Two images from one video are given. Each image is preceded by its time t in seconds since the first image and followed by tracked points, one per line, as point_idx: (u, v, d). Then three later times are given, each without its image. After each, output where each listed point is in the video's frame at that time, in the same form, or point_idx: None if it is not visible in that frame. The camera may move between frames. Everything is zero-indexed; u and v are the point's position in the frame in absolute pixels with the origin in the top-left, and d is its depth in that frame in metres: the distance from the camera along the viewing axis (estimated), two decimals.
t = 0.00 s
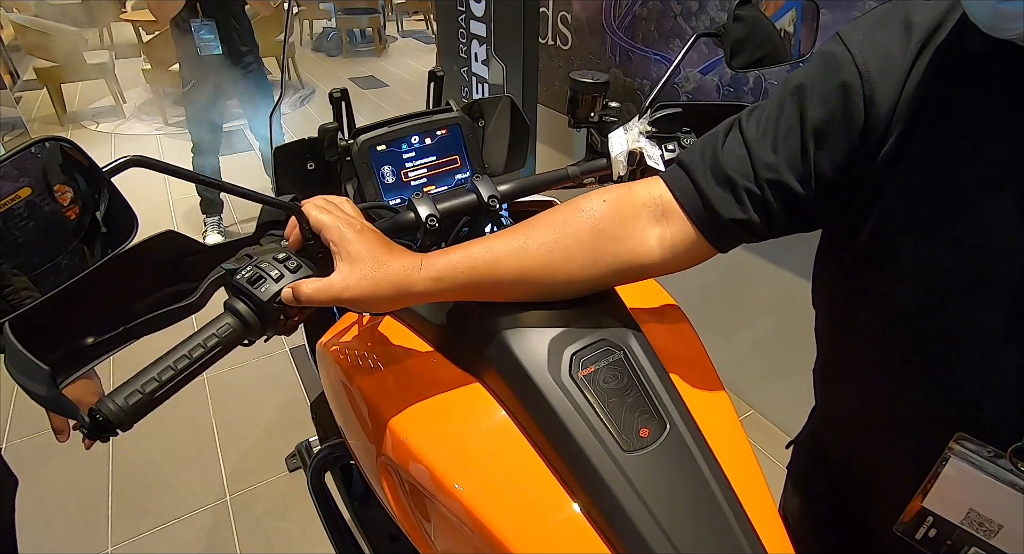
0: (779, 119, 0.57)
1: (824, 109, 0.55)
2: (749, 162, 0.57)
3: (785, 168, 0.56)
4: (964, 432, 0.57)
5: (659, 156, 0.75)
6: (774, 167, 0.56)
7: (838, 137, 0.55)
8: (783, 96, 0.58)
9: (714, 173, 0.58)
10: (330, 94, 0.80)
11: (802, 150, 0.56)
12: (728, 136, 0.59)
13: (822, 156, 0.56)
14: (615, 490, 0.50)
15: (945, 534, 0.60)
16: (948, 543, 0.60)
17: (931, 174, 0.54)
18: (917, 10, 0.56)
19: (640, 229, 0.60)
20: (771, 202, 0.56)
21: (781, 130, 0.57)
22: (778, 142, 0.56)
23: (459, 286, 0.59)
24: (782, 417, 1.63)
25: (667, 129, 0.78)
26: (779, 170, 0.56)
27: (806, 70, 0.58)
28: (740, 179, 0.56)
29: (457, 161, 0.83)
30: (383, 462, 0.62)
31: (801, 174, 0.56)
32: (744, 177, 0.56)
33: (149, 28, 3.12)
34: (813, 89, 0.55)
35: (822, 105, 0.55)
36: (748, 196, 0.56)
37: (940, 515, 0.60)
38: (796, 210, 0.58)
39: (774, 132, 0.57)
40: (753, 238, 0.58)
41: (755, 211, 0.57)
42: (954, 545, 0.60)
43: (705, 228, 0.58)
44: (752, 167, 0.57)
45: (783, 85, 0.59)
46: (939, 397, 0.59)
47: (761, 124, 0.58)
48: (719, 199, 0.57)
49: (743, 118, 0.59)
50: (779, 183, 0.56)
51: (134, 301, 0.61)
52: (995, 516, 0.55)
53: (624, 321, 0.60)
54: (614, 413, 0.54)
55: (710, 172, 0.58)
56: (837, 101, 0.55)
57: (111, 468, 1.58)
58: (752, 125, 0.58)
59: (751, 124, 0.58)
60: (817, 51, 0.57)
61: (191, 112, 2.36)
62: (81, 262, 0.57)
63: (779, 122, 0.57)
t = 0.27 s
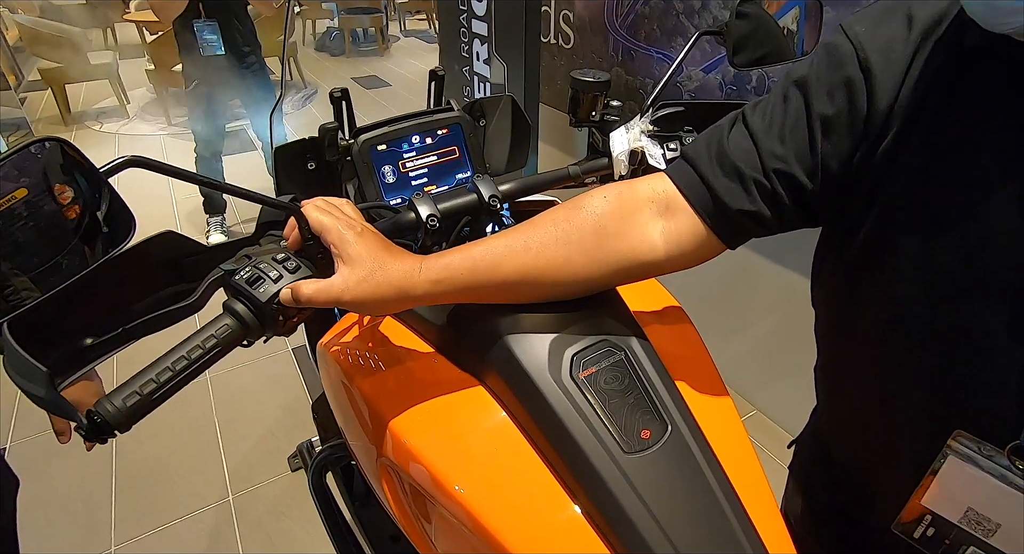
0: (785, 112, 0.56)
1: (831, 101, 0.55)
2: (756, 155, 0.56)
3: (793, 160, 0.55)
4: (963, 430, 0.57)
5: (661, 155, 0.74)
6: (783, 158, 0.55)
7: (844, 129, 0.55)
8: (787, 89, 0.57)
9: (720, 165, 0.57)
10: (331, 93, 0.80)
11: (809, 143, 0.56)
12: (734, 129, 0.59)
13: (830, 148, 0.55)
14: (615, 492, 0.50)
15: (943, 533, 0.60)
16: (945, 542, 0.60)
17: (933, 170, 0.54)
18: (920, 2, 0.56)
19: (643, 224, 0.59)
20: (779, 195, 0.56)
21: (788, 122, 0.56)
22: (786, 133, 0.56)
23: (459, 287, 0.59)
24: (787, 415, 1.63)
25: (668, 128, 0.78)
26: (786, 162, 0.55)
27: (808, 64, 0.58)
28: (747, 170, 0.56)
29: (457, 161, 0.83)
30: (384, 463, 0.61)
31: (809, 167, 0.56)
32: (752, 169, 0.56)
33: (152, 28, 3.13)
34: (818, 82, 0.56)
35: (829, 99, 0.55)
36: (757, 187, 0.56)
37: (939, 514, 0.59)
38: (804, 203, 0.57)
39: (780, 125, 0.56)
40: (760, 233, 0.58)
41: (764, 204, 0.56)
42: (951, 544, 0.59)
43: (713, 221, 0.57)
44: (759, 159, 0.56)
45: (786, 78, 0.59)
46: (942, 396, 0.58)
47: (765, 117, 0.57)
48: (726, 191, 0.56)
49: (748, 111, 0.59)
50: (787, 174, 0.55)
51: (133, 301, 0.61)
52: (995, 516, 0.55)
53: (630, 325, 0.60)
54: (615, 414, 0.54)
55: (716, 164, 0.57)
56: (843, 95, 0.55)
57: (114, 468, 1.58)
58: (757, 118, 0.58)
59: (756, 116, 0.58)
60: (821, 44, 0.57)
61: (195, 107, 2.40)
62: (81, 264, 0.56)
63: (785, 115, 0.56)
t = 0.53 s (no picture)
0: (772, 121, 0.56)
1: (813, 107, 0.54)
2: (743, 163, 0.56)
3: (779, 166, 0.55)
4: (969, 429, 0.56)
5: (661, 154, 0.74)
6: (768, 164, 0.55)
7: (832, 133, 0.54)
8: (773, 98, 0.57)
9: (710, 174, 0.57)
10: (330, 92, 0.80)
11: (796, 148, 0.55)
12: (723, 142, 0.59)
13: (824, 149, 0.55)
14: (615, 492, 0.50)
15: (947, 533, 0.59)
16: (950, 542, 0.60)
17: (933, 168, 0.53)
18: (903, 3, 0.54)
19: (645, 228, 0.59)
20: (769, 200, 0.56)
21: (774, 130, 0.56)
22: (771, 140, 0.56)
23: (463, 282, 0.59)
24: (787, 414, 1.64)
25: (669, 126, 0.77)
26: (773, 169, 0.55)
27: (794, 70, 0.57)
28: (733, 179, 0.56)
29: (457, 161, 0.83)
30: (383, 463, 0.61)
31: (797, 171, 0.55)
32: (739, 178, 0.56)
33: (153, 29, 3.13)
34: (800, 90, 0.55)
35: (812, 105, 0.54)
36: (744, 195, 0.56)
37: (942, 514, 0.59)
38: (798, 206, 0.57)
39: (767, 133, 0.56)
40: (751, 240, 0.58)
41: (754, 209, 0.56)
42: (956, 544, 0.59)
43: (702, 227, 0.58)
44: (745, 168, 0.56)
45: (774, 87, 0.58)
46: (942, 395, 0.58)
47: (752, 126, 0.57)
48: (714, 199, 0.57)
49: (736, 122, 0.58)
50: (774, 181, 0.55)
51: (131, 302, 0.61)
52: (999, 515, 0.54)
53: (622, 318, 0.60)
54: (615, 414, 0.53)
55: (706, 174, 0.57)
56: (826, 100, 0.54)
57: (115, 468, 1.58)
58: (746, 126, 0.57)
59: (743, 125, 0.58)
60: (805, 52, 0.56)
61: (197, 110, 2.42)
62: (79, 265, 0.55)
63: (771, 124, 0.56)
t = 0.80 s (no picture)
0: (768, 119, 0.58)
1: (809, 105, 0.56)
2: (739, 163, 0.58)
3: (773, 164, 0.56)
4: (972, 424, 0.56)
5: (662, 151, 0.74)
6: (761, 163, 0.57)
7: (833, 131, 0.55)
8: (771, 97, 0.59)
9: (706, 174, 0.59)
10: (330, 91, 0.79)
11: (791, 147, 0.56)
12: (722, 143, 0.60)
13: (824, 146, 0.56)
14: (616, 490, 0.50)
15: (950, 530, 0.59)
16: (952, 538, 0.59)
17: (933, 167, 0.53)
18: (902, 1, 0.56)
19: (649, 220, 0.61)
20: (763, 200, 0.57)
21: (770, 129, 0.57)
22: (767, 139, 0.57)
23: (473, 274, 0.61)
24: (788, 413, 1.55)
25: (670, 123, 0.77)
26: (768, 168, 0.56)
27: (793, 71, 0.58)
28: (728, 179, 0.58)
29: (457, 158, 0.83)
30: (385, 462, 0.61)
31: (791, 169, 0.56)
32: (735, 178, 0.57)
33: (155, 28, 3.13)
34: (798, 88, 0.56)
35: (808, 103, 0.56)
36: (739, 195, 0.57)
37: (945, 510, 0.58)
38: (796, 205, 0.58)
39: (763, 132, 0.57)
40: (748, 241, 0.59)
41: (750, 209, 0.57)
42: (959, 540, 0.58)
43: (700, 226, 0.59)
44: (742, 168, 0.57)
45: (773, 87, 0.60)
46: (943, 393, 0.58)
47: (750, 127, 0.59)
48: (709, 200, 0.58)
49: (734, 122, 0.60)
50: (769, 179, 0.56)
51: (133, 302, 0.61)
52: (1002, 510, 0.53)
53: (632, 318, 0.59)
54: (617, 412, 0.53)
55: (703, 175, 0.59)
56: (822, 99, 0.55)
57: (118, 467, 1.59)
58: (743, 125, 0.59)
59: (742, 126, 0.59)
60: (803, 52, 0.58)
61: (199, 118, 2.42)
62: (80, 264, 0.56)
63: (767, 122, 0.58)
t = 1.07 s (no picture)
0: (773, 109, 0.57)
1: (815, 93, 0.55)
2: (746, 154, 0.57)
3: (781, 154, 0.56)
4: (981, 419, 0.55)
5: (662, 148, 0.74)
6: (769, 153, 0.56)
7: (840, 121, 0.55)
8: (776, 88, 0.59)
9: (711, 167, 0.59)
10: (330, 89, 0.79)
11: (798, 137, 0.56)
12: (725, 134, 0.60)
13: (829, 138, 0.55)
14: (618, 487, 0.50)
15: (960, 525, 0.58)
16: (962, 533, 0.59)
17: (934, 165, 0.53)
18: None
19: (646, 219, 0.61)
20: (770, 191, 0.56)
21: (775, 118, 0.57)
22: (772, 129, 0.57)
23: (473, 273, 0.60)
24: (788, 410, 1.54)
25: (670, 120, 0.77)
26: (776, 159, 0.56)
27: (799, 60, 0.58)
28: (735, 170, 0.57)
29: (456, 157, 0.83)
30: (385, 459, 0.61)
31: (800, 159, 0.56)
32: (741, 169, 0.57)
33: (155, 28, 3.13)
34: (803, 77, 0.56)
35: (814, 90, 0.55)
36: (745, 186, 0.57)
37: (954, 505, 0.58)
38: (803, 195, 0.57)
39: (768, 121, 0.57)
40: (750, 235, 0.59)
41: (755, 201, 0.57)
42: (968, 535, 0.58)
43: (702, 221, 0.59)
44: (748, 159, 0.57)
45: (777, 79, 0.60)
46: (944, 391, 0.58)
47: (755, 118, 0.58)
48: (714, 192, 0.58)
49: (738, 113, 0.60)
50: (776, 169, 0.56)
51: (134, 300, 0.61)
52: (1013, 505, 0.53)
53: (628, 315, 0.60)
54: (617, 408, 0.53)
55: (707, 167, 0.59)
56: (828, 86, 0.55)
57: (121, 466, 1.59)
58: (747, 115, 0.59)
59: (746, 116, 0.59)
60: (808, 42, 0.58)
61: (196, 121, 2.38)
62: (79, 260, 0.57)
63: (772, 113, 0.57)
